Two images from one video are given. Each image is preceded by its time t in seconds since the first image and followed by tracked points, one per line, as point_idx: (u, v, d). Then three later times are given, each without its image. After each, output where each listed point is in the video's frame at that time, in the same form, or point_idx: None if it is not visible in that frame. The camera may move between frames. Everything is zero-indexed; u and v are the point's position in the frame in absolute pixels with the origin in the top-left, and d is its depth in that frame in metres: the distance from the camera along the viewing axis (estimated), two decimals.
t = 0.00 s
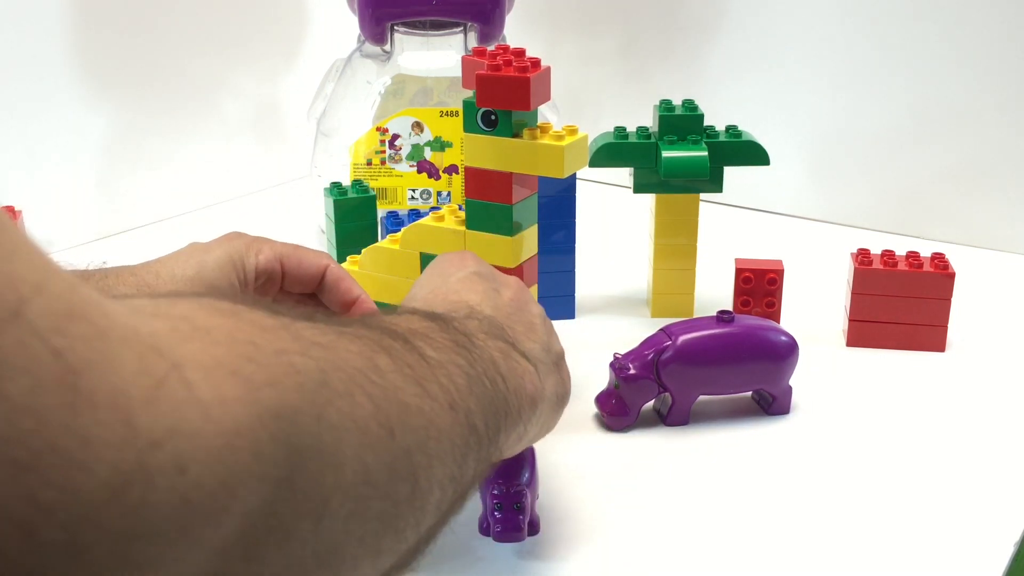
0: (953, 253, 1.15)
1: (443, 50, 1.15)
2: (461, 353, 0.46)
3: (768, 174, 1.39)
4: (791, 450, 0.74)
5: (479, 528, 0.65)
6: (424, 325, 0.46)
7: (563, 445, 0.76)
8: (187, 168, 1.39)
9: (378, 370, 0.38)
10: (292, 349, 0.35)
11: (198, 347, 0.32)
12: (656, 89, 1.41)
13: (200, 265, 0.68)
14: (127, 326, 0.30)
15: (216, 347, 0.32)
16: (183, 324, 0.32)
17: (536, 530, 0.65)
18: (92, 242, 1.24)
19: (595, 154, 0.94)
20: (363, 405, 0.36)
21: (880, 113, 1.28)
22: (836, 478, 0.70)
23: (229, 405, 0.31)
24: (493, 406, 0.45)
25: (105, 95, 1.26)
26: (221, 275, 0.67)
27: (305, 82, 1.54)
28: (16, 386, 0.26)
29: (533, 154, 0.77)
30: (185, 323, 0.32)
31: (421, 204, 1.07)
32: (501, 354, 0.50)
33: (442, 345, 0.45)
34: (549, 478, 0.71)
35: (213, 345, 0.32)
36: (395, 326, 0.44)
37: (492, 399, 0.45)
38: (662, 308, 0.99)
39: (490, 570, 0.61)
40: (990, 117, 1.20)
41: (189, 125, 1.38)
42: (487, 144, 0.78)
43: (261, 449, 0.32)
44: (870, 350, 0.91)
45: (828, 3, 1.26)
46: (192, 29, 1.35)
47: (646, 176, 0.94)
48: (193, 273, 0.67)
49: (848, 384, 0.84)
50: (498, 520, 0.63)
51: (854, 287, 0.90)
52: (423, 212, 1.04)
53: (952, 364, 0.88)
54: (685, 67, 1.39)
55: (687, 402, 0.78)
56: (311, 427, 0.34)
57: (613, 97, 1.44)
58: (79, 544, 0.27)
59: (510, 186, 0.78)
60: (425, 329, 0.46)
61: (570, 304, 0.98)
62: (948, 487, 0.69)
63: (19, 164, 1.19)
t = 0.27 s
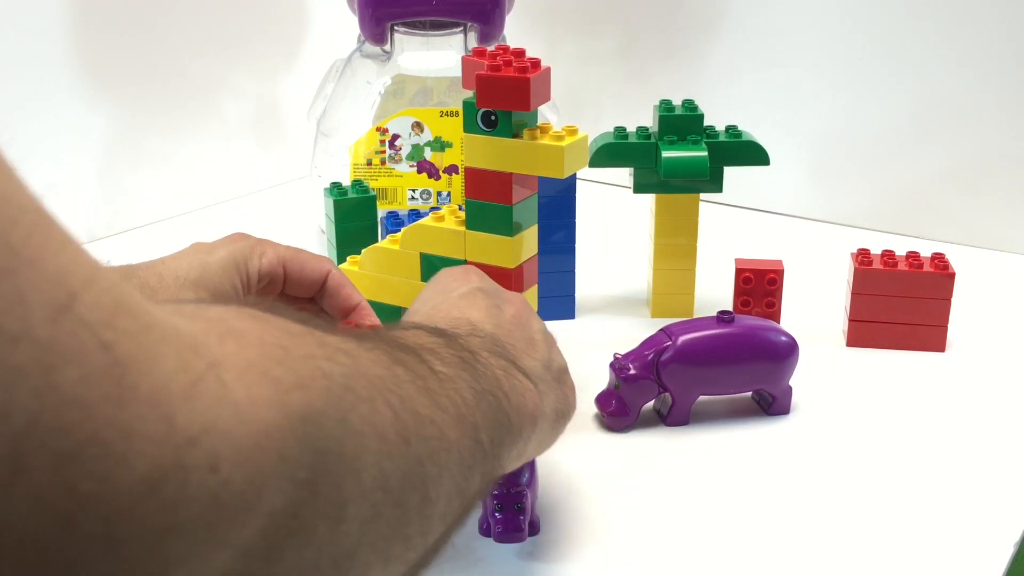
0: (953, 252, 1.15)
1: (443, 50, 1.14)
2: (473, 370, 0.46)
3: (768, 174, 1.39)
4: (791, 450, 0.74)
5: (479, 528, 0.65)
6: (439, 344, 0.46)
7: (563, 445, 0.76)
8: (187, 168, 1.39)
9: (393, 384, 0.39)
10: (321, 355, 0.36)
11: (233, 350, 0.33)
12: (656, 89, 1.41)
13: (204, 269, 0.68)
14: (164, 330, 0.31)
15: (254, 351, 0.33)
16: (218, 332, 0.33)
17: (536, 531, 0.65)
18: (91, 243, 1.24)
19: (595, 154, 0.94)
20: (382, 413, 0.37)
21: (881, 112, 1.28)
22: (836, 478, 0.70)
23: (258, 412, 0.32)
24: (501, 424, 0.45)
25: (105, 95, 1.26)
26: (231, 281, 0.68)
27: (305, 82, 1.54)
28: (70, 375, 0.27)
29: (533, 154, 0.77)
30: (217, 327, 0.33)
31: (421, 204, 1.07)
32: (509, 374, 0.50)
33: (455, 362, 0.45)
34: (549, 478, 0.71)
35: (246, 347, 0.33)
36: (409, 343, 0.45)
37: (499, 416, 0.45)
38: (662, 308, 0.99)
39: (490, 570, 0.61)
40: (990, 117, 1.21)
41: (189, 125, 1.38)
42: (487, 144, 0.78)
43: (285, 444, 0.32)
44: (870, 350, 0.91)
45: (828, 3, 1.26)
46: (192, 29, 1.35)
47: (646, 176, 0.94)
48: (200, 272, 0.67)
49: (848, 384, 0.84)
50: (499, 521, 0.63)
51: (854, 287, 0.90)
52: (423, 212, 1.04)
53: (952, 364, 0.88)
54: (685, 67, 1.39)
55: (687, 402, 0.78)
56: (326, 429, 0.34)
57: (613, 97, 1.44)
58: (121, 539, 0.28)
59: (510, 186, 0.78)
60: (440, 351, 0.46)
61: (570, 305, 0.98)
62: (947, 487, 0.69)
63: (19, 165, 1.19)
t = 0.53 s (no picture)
0: (953, 253, 1.15)
1: (443, 50, 1.15)
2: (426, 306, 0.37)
3: (768, 175, 1.39)
4: (792, 450, 0.74)
5: (480, 528, 0.64)
6: (372, 300, 0.37)
7: (563, 445, 0.76)
8: (186, 168, 1.39)
9: (322, 413, 0.30)
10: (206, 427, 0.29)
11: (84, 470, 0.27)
12: (656, 90, 1.41)
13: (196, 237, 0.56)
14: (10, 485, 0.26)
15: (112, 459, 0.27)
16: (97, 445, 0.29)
17: (537, 530, 0.64)
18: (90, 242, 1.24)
19: (595, 154, 0.94)
20: (331, 415, 0.30)
21: (881, 114, 1.28)
22: (836, 477, 0.70)
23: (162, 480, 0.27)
24: (486, 348, 0.36)
25: (105, 95, 1.26)
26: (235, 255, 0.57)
27: (305, 82, 1.54)
28: None
29: (533, 154, 0.77)
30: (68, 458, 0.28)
31: (421, 204, 1.07)
32: (486, 281, 0.40)
33: (397, 316, 0.35)
34: (549, 477, 0.71)
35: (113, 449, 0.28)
36: (332, 328, 0.35)
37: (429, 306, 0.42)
38: (662, 308, 0.99)
39: (491, 569, 0.61)
40: (990, 118, 1.21)
41: (189, 125, 1.38)
42: (488, 143, 0.78)
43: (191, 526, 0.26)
44: (870, 350, 0.91)
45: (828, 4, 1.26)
46: (192, 29, 1.35)
47: (646, 176, 0.94)
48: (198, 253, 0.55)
49: (848, 384, 0.84)
50: (498, 520, 0.62)
51: (854, 287, 0.90)
52: (423, 212, 1.04)
53: (953, 364, 0.88)
54: (685, 67, 1.39)
55: (687, 402, 0.78)
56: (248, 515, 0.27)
57: (613, 97, 1.44)
58: None
59: (510, 186, 0.78)
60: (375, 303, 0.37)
61: (570, 304, 0.98)
62: (947, 486, 0.69)
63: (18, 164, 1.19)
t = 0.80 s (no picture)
0: (953, 253, 1.15)
1: (443, 50, 1.15)
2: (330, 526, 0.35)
3: (768, 175, 1.39)
4: (792, 451, 0.74)
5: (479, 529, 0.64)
6: (264, 519, 0.35)
7: (562, 445, 0.76)
8: (186, 168, 1.39)
9: None
10: None
11: None
12: (657, 90, 1.41)
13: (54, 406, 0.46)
14: None
15: None
16: None
17: (536, 531, 0.64)
18: (90, 242, 1.24)
19: (595, 153, 0.94)
20: None
21: (880, 114, 1.28)
22: (836, 477, 0.70)
23: None
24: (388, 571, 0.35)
25: (105, 95, 1.26)
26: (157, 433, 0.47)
27: (305, 82, 1.54)
28: None
29: (533, 154, 0.76)
30: None
31: (421, 204, 1.07)
32: (393, 492, 0.39)
33: (289, 543, 0.34)
34: (549, 478, 0.71)
35: None
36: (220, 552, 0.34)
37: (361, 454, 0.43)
38: (662, 308, 0.99)
39: (491, 570, 0.61)
40: (990, 118, 1.21)
41: (189, 125, 1.38)
42: (487, 144, 0.78)
43: None
44: (869, 350, 0.91)
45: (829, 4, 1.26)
46: (192, 29, 1.35)
47: (646, 176, 0.94)
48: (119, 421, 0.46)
49: (848, 384, 0.84)
50: (497, 520, 0.61)
51: (854, 287, 0.90)
52: (423, 212, 1.04)
53: (952, 364, 0.88)
54: (685, 67, 1.39)
55: (687, 402, 0.78)
56: None
57: (613, 97, 1.44)
58: None
59: (510, 186, 0.77)
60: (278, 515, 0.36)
61: (570, 305, 0.98)
62: (947, 486, 0.69)
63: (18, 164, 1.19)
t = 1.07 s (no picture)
0: (953, 253, 1.15)
1: (443, 50, 1.14)
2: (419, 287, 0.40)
3: (768, 175, 1.39)
4: (792, 450, 0.74)
5: (479, 528, 0.64)
6: (358, 295, 0.38)
7: (562, 445, 0.76)
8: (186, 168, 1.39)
9: (296, 416, 0.32)
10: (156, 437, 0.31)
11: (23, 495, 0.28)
12: (657, 90, 1.41)
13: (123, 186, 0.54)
14: None
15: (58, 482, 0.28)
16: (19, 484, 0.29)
17: (536, 530, 0.64)
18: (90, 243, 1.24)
19: (595, 154, 0.94)
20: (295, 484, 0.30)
21: (880, 113, 1.28)
22: (835, 476, 0.71)
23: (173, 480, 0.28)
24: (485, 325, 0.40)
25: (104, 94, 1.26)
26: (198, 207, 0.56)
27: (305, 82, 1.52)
28: None
29: (533, 154, 0.77)
30: None
31: (421, 204, 1.07)
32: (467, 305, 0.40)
33: (371, 366, 0.35)
34: (549, 477, 0.71)
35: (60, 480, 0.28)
36: (319, 326, 0.37)
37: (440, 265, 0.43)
38: (662, 308, 0.99)
39: (491, 570, 0.61)
40: (990, 117, 1.21)
41: (189, 125, 1.38)
42: (487, 144, 0.78)
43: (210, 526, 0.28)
44: (870, 350, 0.91)
45: (829, 4, 1.26)
46: (192, 29, 1.35)
47: (646, 176, 0.94)
48: (184, 199, 0.55)
49: (848, 384, 0.84)
50: (498, 519, 0.62)
51: (854, 287, 0.90)
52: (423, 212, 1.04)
53: (953, 364, 0.88)
54: (685, 67, 1.39)
55: (687, 402, 0.78)
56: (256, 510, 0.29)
57: (613, 97, 1.44)
58: None
59: (510, 186, 0.77)
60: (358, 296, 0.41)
61: (570, 304, 0.98)
62: (947, 485, 0.69)
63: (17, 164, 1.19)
